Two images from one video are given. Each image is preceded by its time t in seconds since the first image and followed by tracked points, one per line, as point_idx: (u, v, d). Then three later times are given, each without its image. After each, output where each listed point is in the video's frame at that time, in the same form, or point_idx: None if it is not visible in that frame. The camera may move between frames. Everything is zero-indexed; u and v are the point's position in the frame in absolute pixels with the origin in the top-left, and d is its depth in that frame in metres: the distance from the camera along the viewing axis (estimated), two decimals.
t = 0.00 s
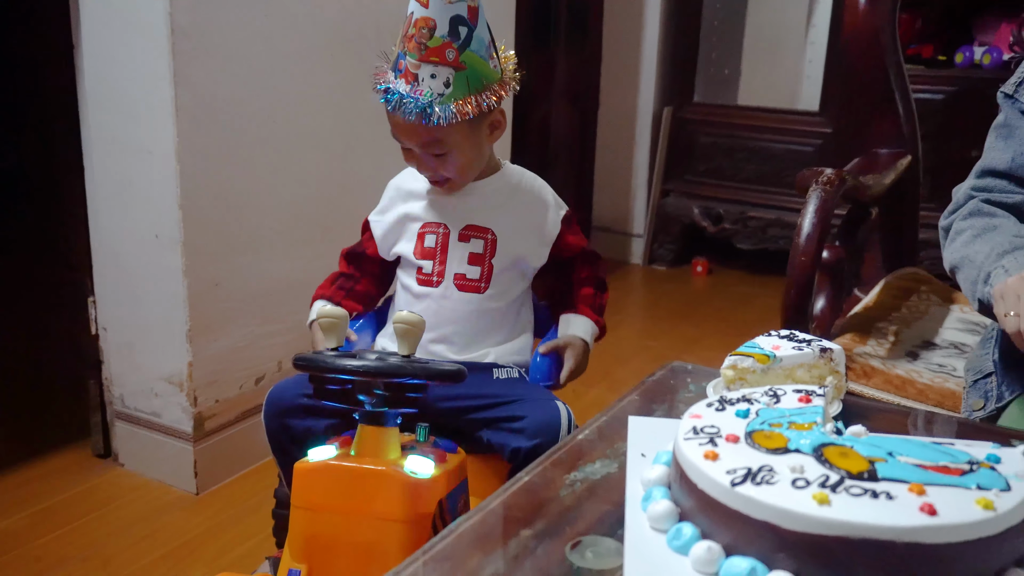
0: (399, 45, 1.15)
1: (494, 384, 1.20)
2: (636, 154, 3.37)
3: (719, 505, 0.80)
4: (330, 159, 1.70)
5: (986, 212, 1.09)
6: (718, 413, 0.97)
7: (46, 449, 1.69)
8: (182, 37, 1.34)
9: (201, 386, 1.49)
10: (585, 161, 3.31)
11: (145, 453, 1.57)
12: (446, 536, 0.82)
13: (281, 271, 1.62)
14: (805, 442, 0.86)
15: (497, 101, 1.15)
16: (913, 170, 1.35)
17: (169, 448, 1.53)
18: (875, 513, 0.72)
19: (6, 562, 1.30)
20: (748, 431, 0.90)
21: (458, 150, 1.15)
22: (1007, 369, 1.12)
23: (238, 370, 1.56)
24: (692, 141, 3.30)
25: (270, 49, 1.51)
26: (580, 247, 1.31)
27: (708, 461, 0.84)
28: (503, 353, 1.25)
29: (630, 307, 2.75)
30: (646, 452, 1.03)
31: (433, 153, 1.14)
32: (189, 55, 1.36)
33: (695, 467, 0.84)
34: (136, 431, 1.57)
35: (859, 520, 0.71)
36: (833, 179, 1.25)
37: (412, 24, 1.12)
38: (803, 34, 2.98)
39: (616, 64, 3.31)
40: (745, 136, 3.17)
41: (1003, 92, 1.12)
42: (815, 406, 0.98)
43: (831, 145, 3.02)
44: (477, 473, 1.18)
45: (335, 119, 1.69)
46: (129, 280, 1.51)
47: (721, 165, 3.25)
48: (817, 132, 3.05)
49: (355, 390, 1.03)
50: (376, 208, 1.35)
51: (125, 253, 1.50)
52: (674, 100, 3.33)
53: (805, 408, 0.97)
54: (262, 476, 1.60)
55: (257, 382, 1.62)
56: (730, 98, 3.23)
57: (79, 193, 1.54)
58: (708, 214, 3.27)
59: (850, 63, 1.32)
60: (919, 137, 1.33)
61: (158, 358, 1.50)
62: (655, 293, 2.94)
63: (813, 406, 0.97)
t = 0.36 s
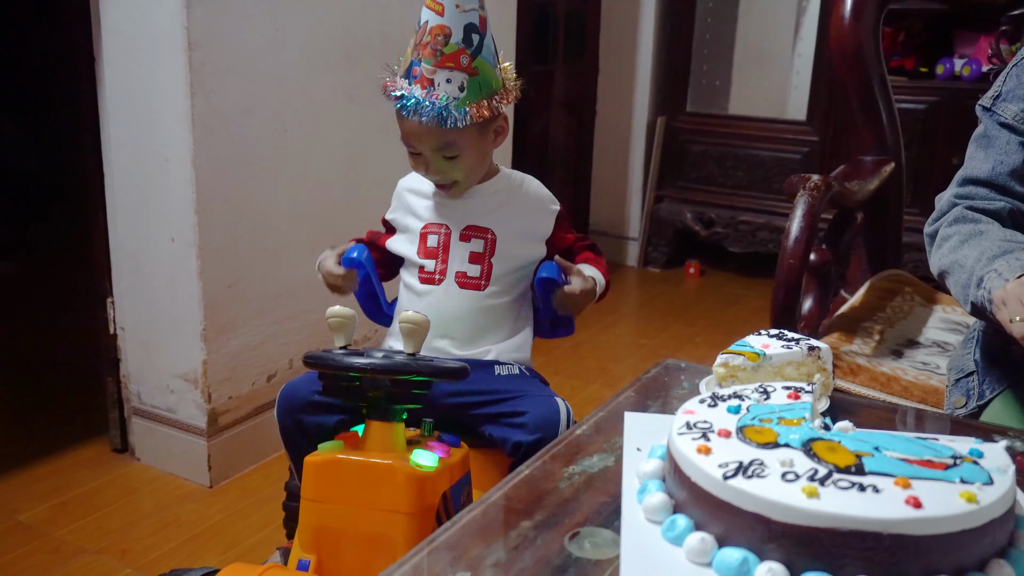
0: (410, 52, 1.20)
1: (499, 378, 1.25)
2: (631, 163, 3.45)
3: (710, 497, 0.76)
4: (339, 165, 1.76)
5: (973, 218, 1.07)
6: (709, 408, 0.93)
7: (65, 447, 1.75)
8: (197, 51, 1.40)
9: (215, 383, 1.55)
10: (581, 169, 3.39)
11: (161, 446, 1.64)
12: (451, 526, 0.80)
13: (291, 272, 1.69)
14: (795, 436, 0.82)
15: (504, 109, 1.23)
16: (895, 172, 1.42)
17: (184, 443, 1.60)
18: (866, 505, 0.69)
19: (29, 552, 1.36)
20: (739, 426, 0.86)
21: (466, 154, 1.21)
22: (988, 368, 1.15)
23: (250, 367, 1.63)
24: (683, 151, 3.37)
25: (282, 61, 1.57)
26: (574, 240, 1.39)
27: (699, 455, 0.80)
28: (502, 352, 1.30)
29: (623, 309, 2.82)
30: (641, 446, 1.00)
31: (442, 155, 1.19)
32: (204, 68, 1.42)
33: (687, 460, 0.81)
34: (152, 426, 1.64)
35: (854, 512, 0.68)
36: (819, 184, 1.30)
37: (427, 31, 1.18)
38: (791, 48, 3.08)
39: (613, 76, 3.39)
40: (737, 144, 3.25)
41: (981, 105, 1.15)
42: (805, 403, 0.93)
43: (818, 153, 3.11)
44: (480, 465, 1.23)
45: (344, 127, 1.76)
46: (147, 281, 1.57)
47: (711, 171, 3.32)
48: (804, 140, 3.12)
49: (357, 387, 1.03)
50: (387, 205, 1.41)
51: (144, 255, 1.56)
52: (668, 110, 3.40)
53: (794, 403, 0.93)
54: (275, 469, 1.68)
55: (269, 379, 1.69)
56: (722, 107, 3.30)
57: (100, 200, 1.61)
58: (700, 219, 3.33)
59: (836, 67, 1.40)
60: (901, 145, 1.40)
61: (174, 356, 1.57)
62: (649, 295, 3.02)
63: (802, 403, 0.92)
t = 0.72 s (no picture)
0: (419, 51, 1.21)
1: (501, 376, 1.27)
2: (631, 164, 3.47)
3: (709, 495, 0.77)
4: (343, 168, 1.78)
5: (975, 220, 1.06)
6: (709, 407, 0.94)
7: (72, 445, 1.77)
8: (203, 55, 1.42)
9: (220, 382, 1.57)
10: (581, 170, 3.41)
11: (167, 444, 1.66)
12: (452, 524, 0.80)
13: (294, 273, 1.70)
14: (792, 435, 0.83)
15: (511, 106, 1.25)
16: (892, 174, 1.44)
17: (190, 442, 1.62)
18: (863, 502, 0.70)
19: (38, 549, 1.38)
20: (737, 425, 0.87)
21: (477, 149, 1.22)
22: (983, 367, 1.17)
23: (255, 366, 1.65)
24: (682, 153, 3.39)
25: (286, 64, 1.59)
26: (575, 242, 1.39)
27: (698, 453, 0.81)
28: (503, 351, 1.31)
29: (622, 310, 2.84)
30: (641, 445, 1.01)
31: (454, 150, 1.20)
32: (209, 72, 1.44)
33: (686, 458, 0.82)
34: (159, 424, 1.66)
35: (850, 509, 0.69)
36: (815, 186, 1.32)
37: (438, 28, 1.19)
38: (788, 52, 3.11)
39: (613, 78, 3.41)
40: (733, 146, 3.28)
41: (977, 111, 1.15)
42: (802, 402, 0.94)
43: (815, 155, 3.14)
44: (480, 461, 1.24)
45: (348, 130, 1.78)
46: (153, 281, 1.59)
47: (710, 173, 3.35)
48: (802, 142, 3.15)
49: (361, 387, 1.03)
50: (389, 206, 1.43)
51: (150, 255, 1.58)
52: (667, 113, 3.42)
53: (791, 403, 0.94)
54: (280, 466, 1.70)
55: (274, 378, 1.71)
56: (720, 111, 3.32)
57: (107, 201, 1.62)
58: (699, 221, 3.38)
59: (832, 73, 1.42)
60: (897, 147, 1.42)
61: (180, 355, 1.59)
62: (648, 296, 3.04)
63: (799, 402, 0.93)
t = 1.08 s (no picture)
0: (419, 54, 1.21)
1: (495, 379, 1.27)
2: (631, 164, 3.48)
3: (709, 494, 0.77)
4: (344, 168, 1.78)
5: (975, 215, 1.03)
6: (709, 407, 0.94)
7: (73, 445, 1.77)
8: (203, 56, 1.42)
9: (221, 382, 1.58)
10: (581, 170, 3.41)
11: (167, 444, 1.66)
12: (451, 523, 0.79)
13: (295, 274, 1.71)
14: (792, 436, 0.83)
15: (511, 110, 1.25)
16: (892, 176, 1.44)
17: (190, 442, 1.62)
18: (863, 502, 0.70)
19: (40, 548, 1.39)
20: (737, 425, 0.87)
21: (478, 154, 1.22)
22: (983, 368, 1.17)
23: (256, 366, 1.65)
24: (682, 153, 3.39)
25: (287, 66, 1.59)
26: (574, 250, 1.39)
27: (698, 453, 0.81)
28: (503, 350, 1.32)
29: (622, 310, 2.85)
30: (642, 445, 1.01)
31: (454, 156, 1.20)
32: (210, 73, 1.44)
33: (686, 458, 0.82)
34: (159, 424, 1.67)
35: (849, 509, 0.69)
36: (816, 187, 1.31)
37: (438, 33, 1.19)
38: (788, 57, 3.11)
39: (613, 77, 3.41)
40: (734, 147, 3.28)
41: (979, 110, 1.14)
42: (802, 402, 0.94)
43: (815, 157, 3.14)
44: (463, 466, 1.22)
45: (349, 131, 1.78)
46: (154, 282, 1.59)
47: (711, 174, 3.35)
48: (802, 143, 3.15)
49: (361, 386, 1.03)
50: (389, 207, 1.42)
51: (151, 256, 1.58)
52: (667, 113, 3.42)
53: (791, 403, 0.94)
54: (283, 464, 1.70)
55: (276, 377, 1.71)
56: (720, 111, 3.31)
57: (107, 202, 1.62)
58: (699, 222, 3.38)
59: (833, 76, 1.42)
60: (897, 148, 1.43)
61: (181, 355, 1.59)
62: (648, 296, 3.04)
63: (799, 402, 0.94)
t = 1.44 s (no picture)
0: (428, 57, 1.22)
1: (499, 375, 1.28)
2: (631, 166, 3.50)
3: (708, 489, 0.76)
4: (347, 167, 1.80)
5: (969, 203, 1.06)
6: (707, 402, 0.93)
7: (77, 441, 1.79)
8: (207, 57, 1.44)
9: (224, 377, 1.59)
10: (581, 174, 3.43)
11: (170, 439, 1.68)
12: (455, 516, 0.77)
13: (298, 271, 1.72)
14: (791, 430, 0.83)
15: (517, 112, 1.27)
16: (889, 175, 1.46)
17: (192, 437, 1.63)
18: (864, 498, 0.69)
19: (45, 542, 1.40)
20: (735, 420, 0.87)
21: (485, 155, 1.23)
22: (983, 367, 1.17)
23: (260, 363, 1.67)
24: (681, 153, 3.42)
25: (291, 65, 1.61)
26: (575, 251, 1.40)
27: (698, 448, 0.80)
28: (506, 347, 1.32)
29: (621, 307, 2.86)
30: (641, 440, 0.97)
31: (461, 157, 1.21)
32: (213, 74, 1.46)
33: (685, 453, 0.81)
34: (163, 420, 1.68)
35: (849, 504, 0.68)
36: (815, 185, 1.33)
37: (449, 37, 1.21)
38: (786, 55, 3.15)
39: (613, 82, 3.44)
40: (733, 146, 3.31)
41: (978, 102, 1.15)
42: (801, 397, 0.95)
43: (813, 156, 3.17)
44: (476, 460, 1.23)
45: (352, 130, 1.80)
46: (158, 279, 1.61)
47: (710, 174, 3.38)
48: (801, 142, 3.18)
49: (361, 383, 1.00)
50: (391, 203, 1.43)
51: (155, 253, 1.60)
52: (666, 113, 3.44)
53: (789, 398, 0.94)
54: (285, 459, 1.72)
55: (279, 373, 1.72)
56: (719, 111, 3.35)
57: (112, 200, 1.64)
58: (698, 220, 3.40)
59: (829, 76, 1.44)
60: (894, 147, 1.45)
61: (184, 352, 1.60)
62: (647, 294, 3.06)
63: (798, 397, 0.94)
